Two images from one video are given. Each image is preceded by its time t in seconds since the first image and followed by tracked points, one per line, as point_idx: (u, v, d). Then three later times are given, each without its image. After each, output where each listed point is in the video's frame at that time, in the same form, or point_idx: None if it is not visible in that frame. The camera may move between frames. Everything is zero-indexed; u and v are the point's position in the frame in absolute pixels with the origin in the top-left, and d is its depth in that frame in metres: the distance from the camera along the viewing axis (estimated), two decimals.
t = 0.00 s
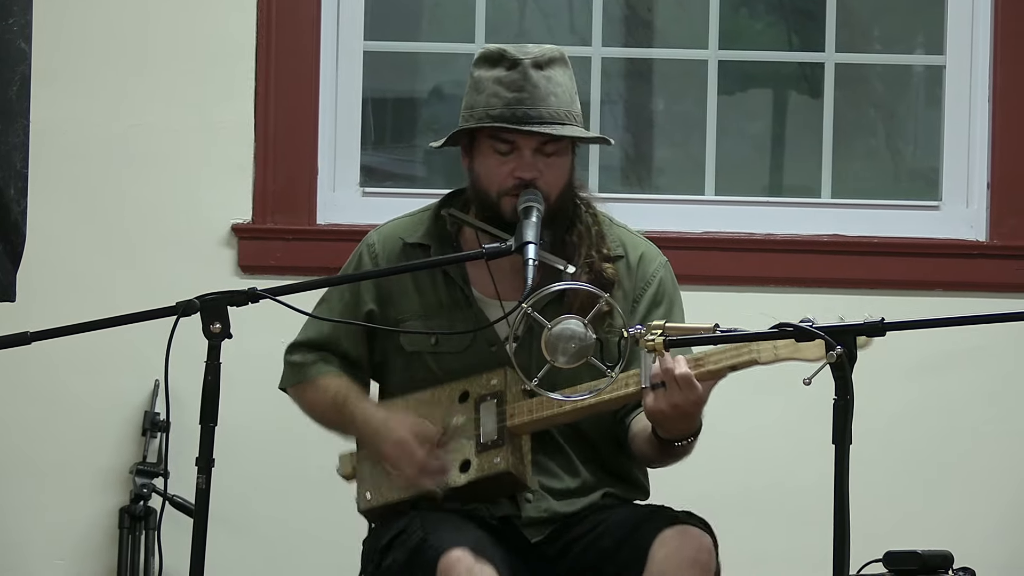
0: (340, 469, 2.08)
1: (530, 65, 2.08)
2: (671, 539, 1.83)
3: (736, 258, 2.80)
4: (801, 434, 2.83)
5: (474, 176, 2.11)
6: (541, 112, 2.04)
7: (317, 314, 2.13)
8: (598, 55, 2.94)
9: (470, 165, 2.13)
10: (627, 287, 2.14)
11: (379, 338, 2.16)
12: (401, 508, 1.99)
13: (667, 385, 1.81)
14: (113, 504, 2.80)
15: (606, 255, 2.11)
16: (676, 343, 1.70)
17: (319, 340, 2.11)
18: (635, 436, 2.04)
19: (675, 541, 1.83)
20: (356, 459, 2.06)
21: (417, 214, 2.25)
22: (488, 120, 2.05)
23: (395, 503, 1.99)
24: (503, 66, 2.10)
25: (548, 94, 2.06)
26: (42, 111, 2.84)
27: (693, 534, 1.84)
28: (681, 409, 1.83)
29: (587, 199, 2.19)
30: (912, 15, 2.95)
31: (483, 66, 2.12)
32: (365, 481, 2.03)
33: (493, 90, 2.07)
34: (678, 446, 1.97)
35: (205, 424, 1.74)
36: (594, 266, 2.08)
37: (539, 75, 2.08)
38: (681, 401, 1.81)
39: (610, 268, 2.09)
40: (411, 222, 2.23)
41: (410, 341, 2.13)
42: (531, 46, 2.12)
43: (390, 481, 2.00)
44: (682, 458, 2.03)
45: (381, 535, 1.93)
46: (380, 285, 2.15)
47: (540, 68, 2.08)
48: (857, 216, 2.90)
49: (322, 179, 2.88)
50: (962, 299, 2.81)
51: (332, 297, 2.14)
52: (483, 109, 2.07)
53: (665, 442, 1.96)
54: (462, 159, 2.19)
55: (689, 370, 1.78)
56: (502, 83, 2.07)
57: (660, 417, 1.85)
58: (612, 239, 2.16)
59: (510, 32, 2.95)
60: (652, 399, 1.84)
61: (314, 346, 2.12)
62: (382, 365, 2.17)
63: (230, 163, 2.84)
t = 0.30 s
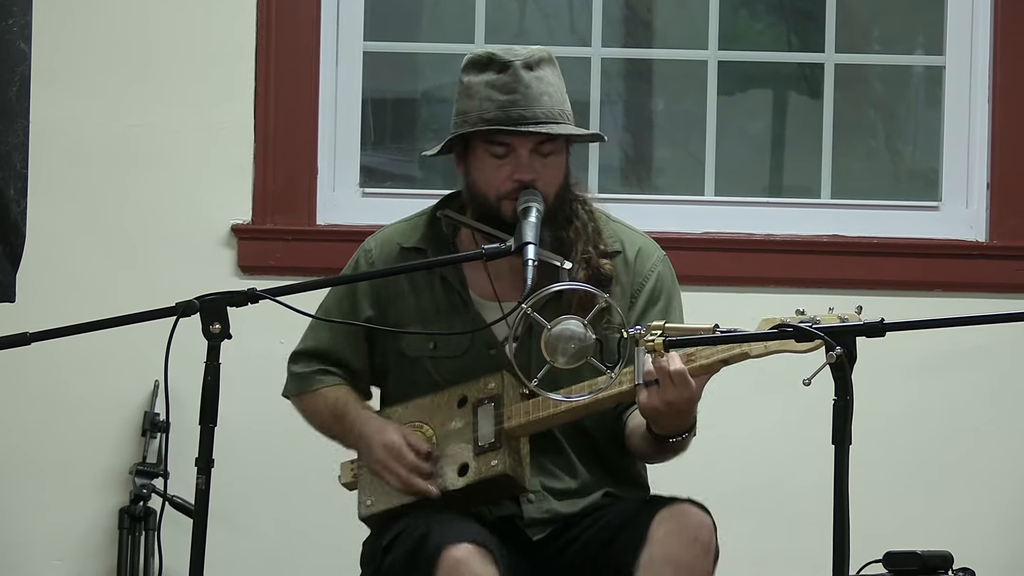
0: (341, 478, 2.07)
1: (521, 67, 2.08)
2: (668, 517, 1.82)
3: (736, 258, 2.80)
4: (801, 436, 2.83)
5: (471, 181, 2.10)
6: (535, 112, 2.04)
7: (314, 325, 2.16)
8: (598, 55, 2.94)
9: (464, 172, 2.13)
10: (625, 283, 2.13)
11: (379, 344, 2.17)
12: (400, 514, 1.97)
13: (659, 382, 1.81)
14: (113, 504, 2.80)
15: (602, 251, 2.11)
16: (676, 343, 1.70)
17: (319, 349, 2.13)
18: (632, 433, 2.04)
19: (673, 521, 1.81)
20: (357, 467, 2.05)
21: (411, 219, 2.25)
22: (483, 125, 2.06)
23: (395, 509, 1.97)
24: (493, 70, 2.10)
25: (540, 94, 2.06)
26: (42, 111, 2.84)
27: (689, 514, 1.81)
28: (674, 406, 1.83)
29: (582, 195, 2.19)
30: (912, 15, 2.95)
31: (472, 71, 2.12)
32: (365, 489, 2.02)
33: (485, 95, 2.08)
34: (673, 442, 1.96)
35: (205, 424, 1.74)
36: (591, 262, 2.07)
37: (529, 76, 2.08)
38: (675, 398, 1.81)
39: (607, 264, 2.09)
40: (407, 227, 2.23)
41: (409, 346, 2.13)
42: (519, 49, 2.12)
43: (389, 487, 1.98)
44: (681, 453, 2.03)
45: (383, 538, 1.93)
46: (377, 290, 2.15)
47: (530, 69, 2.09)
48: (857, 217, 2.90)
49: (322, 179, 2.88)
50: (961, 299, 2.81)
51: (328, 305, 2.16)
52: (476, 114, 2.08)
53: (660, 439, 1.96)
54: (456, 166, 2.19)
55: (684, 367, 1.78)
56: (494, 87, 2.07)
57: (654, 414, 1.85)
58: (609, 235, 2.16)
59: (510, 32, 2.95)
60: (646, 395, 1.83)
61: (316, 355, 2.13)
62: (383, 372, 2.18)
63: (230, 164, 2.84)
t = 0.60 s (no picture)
0: (336, 474, 2.08)
1: (525, 69, 2.09)
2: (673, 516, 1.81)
3: (736, 259, 2.80)
4: (801, 436, 2.83)
5: (470, 181, 2.11)
6: (537, 113, 2.04)
7: (309, 328, 2.14)
8: (598, 56, 2.94)
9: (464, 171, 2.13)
10: (621, 284, 2.13)
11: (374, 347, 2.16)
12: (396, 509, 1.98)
13: (656, 378, 1.80)
14: (113, 505, 2.80)
15: (598, 253, 2.11)
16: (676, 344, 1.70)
17: (311, 350, 2.11)
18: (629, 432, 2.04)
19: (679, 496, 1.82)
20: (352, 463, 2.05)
21: (408, 221, 2.25)
22: (485, 124, 2.06)
23: (390, 504, 1.98)
24: (497, 72, 2.11)
25: (543, 96, 2.06)
26: (43, 111, 2.84)
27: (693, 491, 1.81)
28: (670, 402, 1.82)
29: (577, 197, 2.19)
30: (913, 17, 2.95)
31: (476, 72, 2.13)
32: (360, 484, 2.02)
33: (488, 95, 2.08)
34: (669, 438, 1.96)
35: (205, 425, 1.74)
36: (587, 263, 2.08)
37: (533, 78, 2.09)
38: (672, 392, 1.80)
39: (603, 266, 2.09)
40: (403, 229, 2.23)
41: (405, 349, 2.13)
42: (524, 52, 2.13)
43: (386, 482, 1.99)
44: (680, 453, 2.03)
45: (378, 534, 1.94)
46: (373, 292, 2.15)
47: (534, 71, 2.10)
48: (857, 218, 2.90)
49: (323, 180, 2.88)
50: (962, 300, 2.82)
51: (324, 307, 2.15)
52: (479, 113, 2.08)
53: (655, 434, 1.95)
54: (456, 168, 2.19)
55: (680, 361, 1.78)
56: (498, 87, 2.08)
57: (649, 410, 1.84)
58: (605, 237, 2.16)
59: (511, 33, 2.94)
60: (642, 391, 1.82)
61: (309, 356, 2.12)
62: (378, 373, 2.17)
63: (230, 164, 2.84)
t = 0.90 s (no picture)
0: (335, 470, 2.08)
1: (533, 65, 2.09)
2: (677, 537, 1.84)
3: (736, 259, 2.80)
4: (801, 436, 2.83)
5: (473, 175, 2.11)
6: (544, 108, 2.04)
7: (311, 324, 2.14)
8: (598, 56, 2.94)
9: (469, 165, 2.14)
10: (624, 289, 2.13)
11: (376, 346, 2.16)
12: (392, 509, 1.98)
13: (658, 389, 1.79)
14: (113, 505, 2.80)
15: (601, 257, 2.12)
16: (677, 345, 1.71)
17: (314, 346, 2.11)
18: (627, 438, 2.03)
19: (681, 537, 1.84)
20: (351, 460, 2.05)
21: (411, 220, 2.25)
22: (491, 117, 2.05)
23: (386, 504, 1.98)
24: (506, 67, 2.11)
25: (550, 92, 2.06)
26: (43, 112, 2.84)
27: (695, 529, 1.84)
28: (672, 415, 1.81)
29: (584, 199, 2.19)
30: (913, 17, 2.95)
31: (485, 68, 2.13)
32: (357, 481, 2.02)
33: (496, 89, 2.07)
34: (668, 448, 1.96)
35: (205, 425, 1.74)
36: (591, 268, 2.08)
37: (541, 73, 2.08)
38: (674, 406, 1.78)
39: (605, 270, 2.09)
40: (406, 228, 2.23)
41: (407, 348, 2.13)
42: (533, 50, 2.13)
43: (384, 482, 1.99)
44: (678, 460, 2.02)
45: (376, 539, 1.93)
46: (376, 291, 2.15)
47: (542, 68, 2.10)
48: (858, 218, 2.90)
49: (323, 180, 2.88)
50: (963, 300, 2.81)
51: (327, 304, 2.15)
52: (486, 108, 2.07)
53: (655, 445, 1.96)
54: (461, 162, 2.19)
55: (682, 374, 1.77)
56: (505, 81, 2.07)
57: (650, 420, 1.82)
58: (609, 241, 2.16)
59: (511, 33, 2.95)
60: (644, 402, 1.81)
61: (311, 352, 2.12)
62: (380, 372, 2.17)
63: (231, 165, 2.84)
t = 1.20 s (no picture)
0: (337, 465, 2.07)
1: (528, 68, 2.09)
2: (664, 522, 1.84)
3: (736, 258, 2.80)
4: (801, 436, 2.83)
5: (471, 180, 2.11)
6: (538, 113, 2.04)
7: (316, 322, 2.16)
8: (598, 56, 2.94)
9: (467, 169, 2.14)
10: (624, 288, 2.13)
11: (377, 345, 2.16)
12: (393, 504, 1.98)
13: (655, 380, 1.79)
14: (113, 505, 2.80)
15: (601, 256, 2.12)
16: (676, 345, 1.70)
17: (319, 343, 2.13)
18: (629, 435, 2.04)
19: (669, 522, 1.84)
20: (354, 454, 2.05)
21: (414, 219, 2.25)
22: (486, 123, 2.06)
23: (389, 497, 1.98)
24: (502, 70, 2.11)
25: (545, 96, 2.06)
26: (42, 111, 2.84)
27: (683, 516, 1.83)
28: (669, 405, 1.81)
29: (586, 199, 2.20)
30: (913, 17, 2.95)
31: (481, 71, 2.13)
32: (361, 475, 2.02)
33: (491, 93, 2.08)
34: (668, 441, 1.95)
35: (205, 424, 1.74)
36: (589, 267, 2.08)
37: (536, 77, 2.08)
38: (670, 396, 1.79)
39: (604, 269, 2.09)
40: (407, 228, 2.23)
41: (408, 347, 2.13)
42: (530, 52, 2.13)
43: (387, 477, 1.99)
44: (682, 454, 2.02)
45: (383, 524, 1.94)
46: (377, 290, 2.15)
47: (538, 71, 2.09)
48: (857, 218, 2.89)
49: (323, 179, 2.88)
50: (963, 300, 2.81)
51: (331, 302, 2.17)
52: (481, 111, 2.08)
53: (655, 439, 1.95)
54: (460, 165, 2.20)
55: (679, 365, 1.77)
56: (500, 85, 2.08)
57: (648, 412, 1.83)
58: (610, 240, 2.16)
59: (511, 33, 2.94)
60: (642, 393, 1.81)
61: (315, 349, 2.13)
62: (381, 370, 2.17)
63: (231, 164, 2.84)
